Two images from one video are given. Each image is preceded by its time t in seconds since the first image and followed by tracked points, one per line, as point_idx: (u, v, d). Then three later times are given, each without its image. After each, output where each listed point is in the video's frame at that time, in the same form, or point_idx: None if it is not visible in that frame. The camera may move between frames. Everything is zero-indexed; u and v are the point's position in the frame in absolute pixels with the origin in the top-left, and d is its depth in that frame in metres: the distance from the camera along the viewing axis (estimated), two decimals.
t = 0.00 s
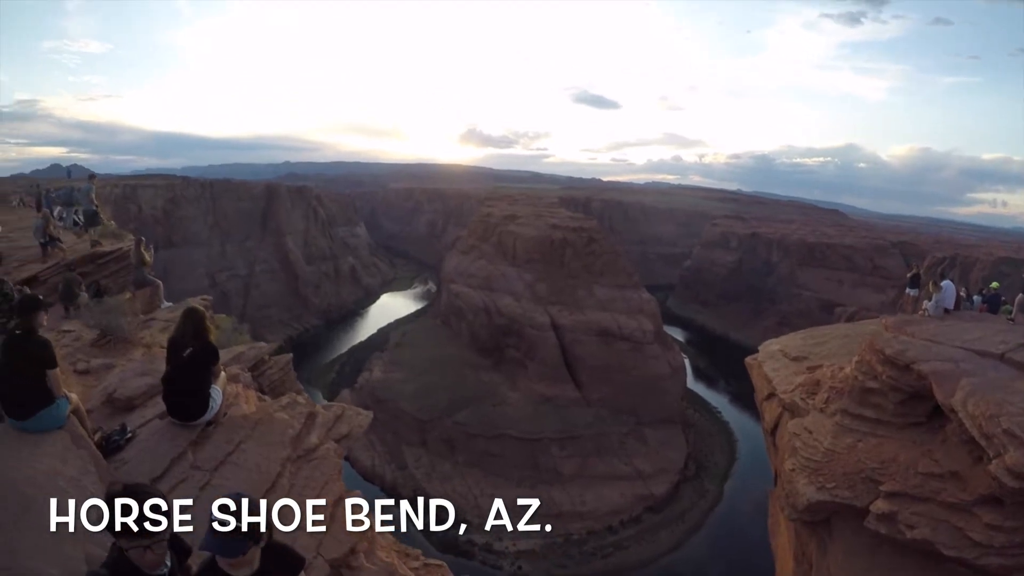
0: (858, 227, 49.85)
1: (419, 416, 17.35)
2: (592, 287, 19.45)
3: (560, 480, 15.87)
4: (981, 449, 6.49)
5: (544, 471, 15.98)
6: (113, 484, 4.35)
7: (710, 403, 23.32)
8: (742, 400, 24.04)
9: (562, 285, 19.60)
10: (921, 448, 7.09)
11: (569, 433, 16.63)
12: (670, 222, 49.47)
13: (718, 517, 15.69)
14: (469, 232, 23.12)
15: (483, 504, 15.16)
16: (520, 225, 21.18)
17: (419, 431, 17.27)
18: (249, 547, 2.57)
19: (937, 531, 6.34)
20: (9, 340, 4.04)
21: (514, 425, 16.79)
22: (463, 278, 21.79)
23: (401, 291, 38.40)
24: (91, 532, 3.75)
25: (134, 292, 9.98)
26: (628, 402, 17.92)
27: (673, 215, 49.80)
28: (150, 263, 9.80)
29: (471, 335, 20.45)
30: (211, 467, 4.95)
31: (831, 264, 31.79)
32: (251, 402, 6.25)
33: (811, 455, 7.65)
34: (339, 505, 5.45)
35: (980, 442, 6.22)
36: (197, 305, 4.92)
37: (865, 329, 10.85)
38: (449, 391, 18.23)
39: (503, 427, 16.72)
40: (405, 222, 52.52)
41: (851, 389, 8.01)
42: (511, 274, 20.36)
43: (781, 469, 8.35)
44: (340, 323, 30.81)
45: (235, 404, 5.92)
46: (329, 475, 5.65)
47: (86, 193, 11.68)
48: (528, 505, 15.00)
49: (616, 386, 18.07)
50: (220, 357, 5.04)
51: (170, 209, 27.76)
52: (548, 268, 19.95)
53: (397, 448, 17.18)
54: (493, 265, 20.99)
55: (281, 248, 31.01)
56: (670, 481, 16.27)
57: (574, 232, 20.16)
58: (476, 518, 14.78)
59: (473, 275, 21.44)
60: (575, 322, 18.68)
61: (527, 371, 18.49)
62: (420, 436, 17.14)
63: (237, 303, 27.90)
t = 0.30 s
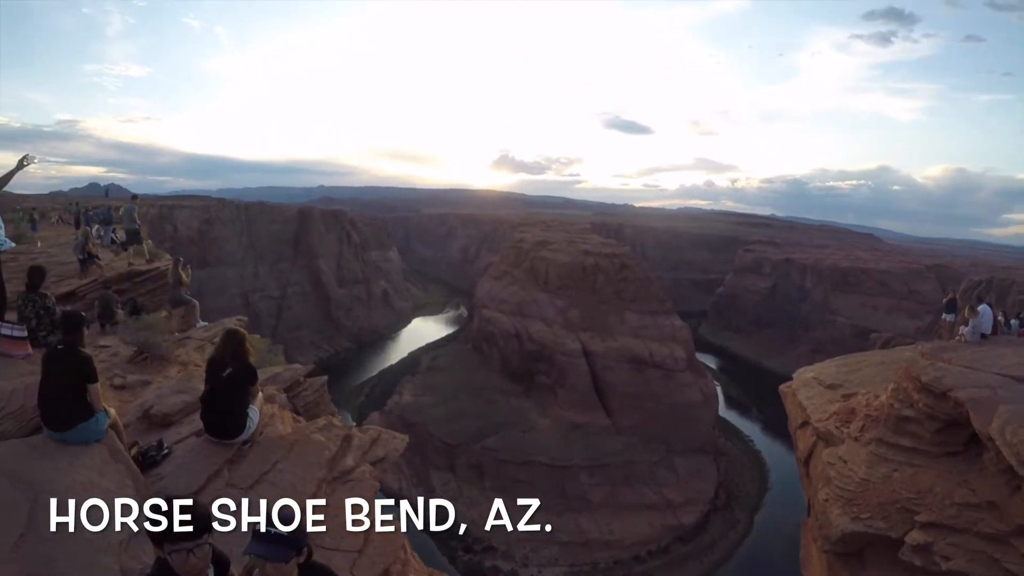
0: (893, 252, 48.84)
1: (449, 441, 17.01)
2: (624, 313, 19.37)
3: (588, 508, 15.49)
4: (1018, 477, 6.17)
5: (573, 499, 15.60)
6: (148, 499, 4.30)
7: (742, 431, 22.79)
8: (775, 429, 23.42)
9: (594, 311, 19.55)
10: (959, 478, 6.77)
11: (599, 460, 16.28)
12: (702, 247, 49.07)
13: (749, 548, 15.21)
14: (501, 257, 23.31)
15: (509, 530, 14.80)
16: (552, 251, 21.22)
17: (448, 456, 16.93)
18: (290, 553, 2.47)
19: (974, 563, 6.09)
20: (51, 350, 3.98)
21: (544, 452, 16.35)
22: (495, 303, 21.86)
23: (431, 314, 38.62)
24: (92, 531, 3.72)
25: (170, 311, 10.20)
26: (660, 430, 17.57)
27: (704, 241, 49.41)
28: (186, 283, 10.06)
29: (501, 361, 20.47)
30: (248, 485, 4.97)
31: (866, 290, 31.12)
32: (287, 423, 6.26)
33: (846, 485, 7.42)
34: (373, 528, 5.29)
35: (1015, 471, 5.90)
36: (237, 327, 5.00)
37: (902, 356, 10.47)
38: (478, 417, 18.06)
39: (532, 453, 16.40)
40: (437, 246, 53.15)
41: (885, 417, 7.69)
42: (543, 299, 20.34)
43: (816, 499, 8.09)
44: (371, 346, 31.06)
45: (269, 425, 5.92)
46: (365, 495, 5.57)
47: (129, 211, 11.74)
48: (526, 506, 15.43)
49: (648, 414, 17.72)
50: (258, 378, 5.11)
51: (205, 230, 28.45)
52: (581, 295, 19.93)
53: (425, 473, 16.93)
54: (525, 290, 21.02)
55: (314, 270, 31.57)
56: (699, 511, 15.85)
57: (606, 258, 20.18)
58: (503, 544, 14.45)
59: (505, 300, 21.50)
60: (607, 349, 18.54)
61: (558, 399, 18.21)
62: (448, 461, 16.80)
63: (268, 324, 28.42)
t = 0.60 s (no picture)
0: (921, 271, 48.03)
1: (472, 459, 16.92)
2: (650, 333, 19.26)
3: (610, 527, 15.27)
4: None
5: (595, 518, 15.39)
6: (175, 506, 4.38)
7: (767, 452, 22.39)
8: (802, 450, 22.97)
9: (619, 330, 19.47)
10: (989, 501, 6.56)
11: (623, 479, 16.09)
12: (727, 266, 48.70)
13: (774, 570, 14.86)
14: (527, 276, 23.38)
15: (531, 548, 14.57)
16: (578, 270, 21.24)
17: (471, 474, 16.81)
18: (321, 552, 2.41)
19: None
20: (83, 360, 4.05)
21: (568, 470, 16.28)
22: (520, 321, 21.91)
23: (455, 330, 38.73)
24: (91, 531, 3.71)
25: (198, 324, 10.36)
26: (683, 449, 17.35)
27: (730, 260, 49.04)
28: (216, 297, 10.25)
29: (526, 379, 20.44)
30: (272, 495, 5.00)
31: (893, 310, 30.66)
32: (314, 436, 6.31)
33: (872, 505, 7.24)
34: (399, 541, 5.33)
35: None
36: (267, 340, 5.03)
37: (931, 376, 10.22)
38: (502, 434, 17.99)
39: (555, 471, 16.22)
40: (462, 264, 53.45)
41: (912, 436, 7.51)
42: (568, 318, 20.33)
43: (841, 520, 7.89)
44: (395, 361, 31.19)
45: (298, 438, 5.98)
46: (391, 507, 5.61)
47: (166, 227, 12.00)
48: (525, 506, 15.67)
49: (673, 434, 17.54)
50: (288, 391, 5.14)
51: (233, 245, 28.94)
52: (606, 314, 19.89)
53: (447, 489, 16.86)
54: (550, 308, 21.04)
55: (339, 286, 31.93)
56: (724, 532, 15.56)
57: (631, 277, 20.13)
58: (524, 562, 14.27)
59: (530, 318, 21.53)
60: (632, 368, 18.40)
61: (582, 417, 18.11)
62: (472, 479, 16.66)
63: (294, 338, 28.75)
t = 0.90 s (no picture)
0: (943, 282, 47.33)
1: (489, 470, 16.90)
2: (668, 345, 19.15)
3: (627, 540, 15.12)
4: None
5: (612, 531, 15.24)
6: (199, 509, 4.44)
7: (787, 465, 22.08)
8: (822, 463, 22.62)
9: (637, 342, 19.38)
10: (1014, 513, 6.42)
11: (640, 492, 15.95)
12: (746, 278, 48.38)
13: None
14: (545, 287, 23.40)
15: (547, 561, 14.42)
16: (595, 282, 21.22)
17: (488, 485, 16.75)
18: (346, 548, 2.42)
19: None
20: (108, 366, 4.12)
21: (584, 483, 16.18)
22: (537, 333, 21.90)
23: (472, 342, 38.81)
24: (91, 531, 3.68)
25: (218, 333, 10.48)
26: (701, 462, 17.18)
27: (748, 271, 48.74)
28: (235, 306, 10.38)
29: (543, 391, 20.38)
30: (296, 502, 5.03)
31: (913, 322, 30.28)
32: (335, 445, 6.35)
33: (895, 517, 7.09)
34: (421, 547, 5.21)
35: None
36: (292, 348, 5.19)
37: (952, 387, 10.05)
38: (518, 445, 17.95)
39: (572, 484, 16.11)
40: (480, 275, 53.76)
41: (932, 448, 7.39)
42: (586, 330, 20.27)
43: (863, 532, 7.71)
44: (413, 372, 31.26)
45: (320, 446, 6.02)
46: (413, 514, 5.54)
47: (192, 235, 12.15)
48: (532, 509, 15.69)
49: (690, 447, 17.37)
50: (311, 399, 5.23)
51: (252, 255, 29.31)
52: (624, 326, 19.83)
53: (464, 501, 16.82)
54: (568, 320, 21.01)
55: (357, 298, 32.16)
56: (742, 546, 15.34)
57: (649, 289, 20.06)
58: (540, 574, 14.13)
59: (548, 330, 21.52)
60: (650, 380, 18.30)
61: (599, 429, 18.01)
62: (488, 491, 16.60)
63: (313, 348, 28.97)
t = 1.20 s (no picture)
0: (955, 284, 46.95)
1: (498, 475, 16.88)
2: (678, 349, 19.08)
3: (637, 545, 15.03)
4: None
5: (622, 536, 15.16)
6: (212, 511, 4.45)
7: (798, 470, 21.91)
8: (834, 467, 22.43)
9: (646, 347, 19.32)
10: None
11: (650, 497, 15.86)
12: (756, 282, 48.17)
13: None
14: (554, 292, 23.39)
15: (557, 567, 14.36)
16: (604, 286, 21.18)
17: (498, 490, 16.72)
18: (361, 544, 2.38)
19: None
20: (122, 369, 4.13)
21: (594, 487, 16.12)
22: (546, 338, 21.88)
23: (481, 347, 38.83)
24: (92, 531, 3.66)
25: (230, 338, 10.54)
26: (711, 467, 17.07)
27: (758, 275, 48.54)
28: (247, 311, 10.43)
29: (553, 395, 20.34)
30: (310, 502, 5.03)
31: (926, 324, 30.06)
32: (349, 448, 6.39)
33: (909, 519, 7.00)
34: (436, 548, 5.27)
35: None
36: (305, 350, 5.24)
37: (965, 389, 9.93)
38: (528, 451, 17.92)
39: (582, 489, 16.05)
40: (489, 280, 53.91)
41: (945, 450, 7.31)
42: (596, 334, 20.22)
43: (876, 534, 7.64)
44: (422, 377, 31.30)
45: (334, 449, 6.03)
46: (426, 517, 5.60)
47: (207, 241, 12.23)
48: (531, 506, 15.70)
49: (701, 451, 17.26)
50: (325, 400, 5.28)
51: (262, 262, 29.52)
52: (634, 330, 19.77)
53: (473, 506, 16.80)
54: (577, 325, 20.99)
55: (367, 303, 32.27)
56: (753, 551, 15.22)
57: (659, 293, 20.00)
58: None
59: (557, 335, 21.50)
60: (660, 385, 18.23)
61: (609, 434, 17.94)
62: (498, 496, 16.57)
63: (322, 354, 29.08)
